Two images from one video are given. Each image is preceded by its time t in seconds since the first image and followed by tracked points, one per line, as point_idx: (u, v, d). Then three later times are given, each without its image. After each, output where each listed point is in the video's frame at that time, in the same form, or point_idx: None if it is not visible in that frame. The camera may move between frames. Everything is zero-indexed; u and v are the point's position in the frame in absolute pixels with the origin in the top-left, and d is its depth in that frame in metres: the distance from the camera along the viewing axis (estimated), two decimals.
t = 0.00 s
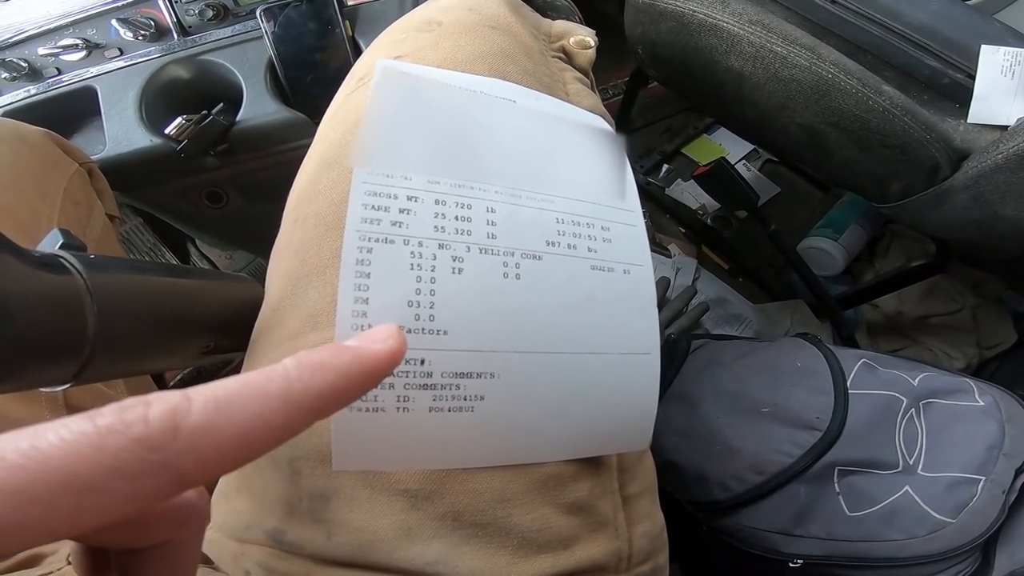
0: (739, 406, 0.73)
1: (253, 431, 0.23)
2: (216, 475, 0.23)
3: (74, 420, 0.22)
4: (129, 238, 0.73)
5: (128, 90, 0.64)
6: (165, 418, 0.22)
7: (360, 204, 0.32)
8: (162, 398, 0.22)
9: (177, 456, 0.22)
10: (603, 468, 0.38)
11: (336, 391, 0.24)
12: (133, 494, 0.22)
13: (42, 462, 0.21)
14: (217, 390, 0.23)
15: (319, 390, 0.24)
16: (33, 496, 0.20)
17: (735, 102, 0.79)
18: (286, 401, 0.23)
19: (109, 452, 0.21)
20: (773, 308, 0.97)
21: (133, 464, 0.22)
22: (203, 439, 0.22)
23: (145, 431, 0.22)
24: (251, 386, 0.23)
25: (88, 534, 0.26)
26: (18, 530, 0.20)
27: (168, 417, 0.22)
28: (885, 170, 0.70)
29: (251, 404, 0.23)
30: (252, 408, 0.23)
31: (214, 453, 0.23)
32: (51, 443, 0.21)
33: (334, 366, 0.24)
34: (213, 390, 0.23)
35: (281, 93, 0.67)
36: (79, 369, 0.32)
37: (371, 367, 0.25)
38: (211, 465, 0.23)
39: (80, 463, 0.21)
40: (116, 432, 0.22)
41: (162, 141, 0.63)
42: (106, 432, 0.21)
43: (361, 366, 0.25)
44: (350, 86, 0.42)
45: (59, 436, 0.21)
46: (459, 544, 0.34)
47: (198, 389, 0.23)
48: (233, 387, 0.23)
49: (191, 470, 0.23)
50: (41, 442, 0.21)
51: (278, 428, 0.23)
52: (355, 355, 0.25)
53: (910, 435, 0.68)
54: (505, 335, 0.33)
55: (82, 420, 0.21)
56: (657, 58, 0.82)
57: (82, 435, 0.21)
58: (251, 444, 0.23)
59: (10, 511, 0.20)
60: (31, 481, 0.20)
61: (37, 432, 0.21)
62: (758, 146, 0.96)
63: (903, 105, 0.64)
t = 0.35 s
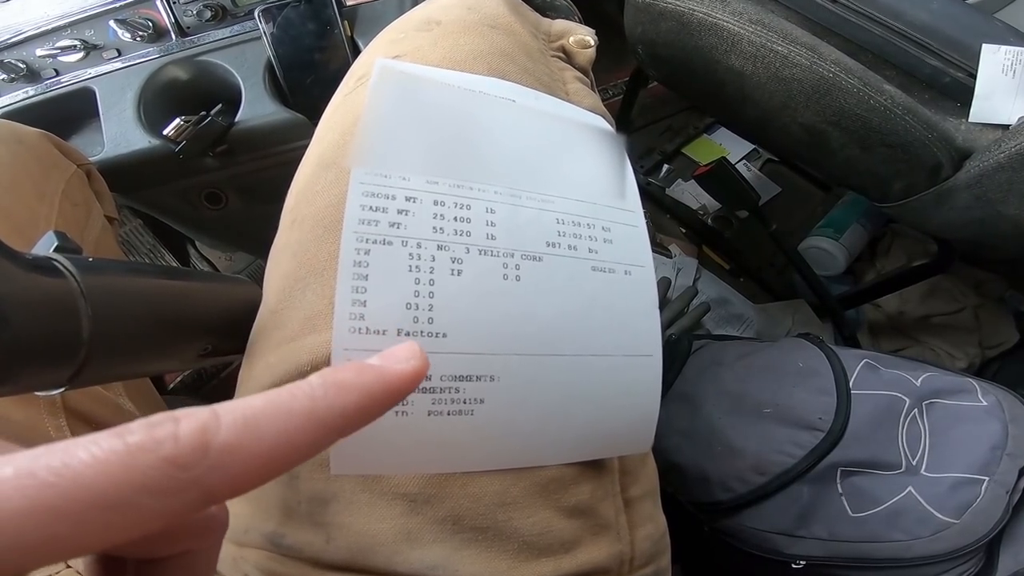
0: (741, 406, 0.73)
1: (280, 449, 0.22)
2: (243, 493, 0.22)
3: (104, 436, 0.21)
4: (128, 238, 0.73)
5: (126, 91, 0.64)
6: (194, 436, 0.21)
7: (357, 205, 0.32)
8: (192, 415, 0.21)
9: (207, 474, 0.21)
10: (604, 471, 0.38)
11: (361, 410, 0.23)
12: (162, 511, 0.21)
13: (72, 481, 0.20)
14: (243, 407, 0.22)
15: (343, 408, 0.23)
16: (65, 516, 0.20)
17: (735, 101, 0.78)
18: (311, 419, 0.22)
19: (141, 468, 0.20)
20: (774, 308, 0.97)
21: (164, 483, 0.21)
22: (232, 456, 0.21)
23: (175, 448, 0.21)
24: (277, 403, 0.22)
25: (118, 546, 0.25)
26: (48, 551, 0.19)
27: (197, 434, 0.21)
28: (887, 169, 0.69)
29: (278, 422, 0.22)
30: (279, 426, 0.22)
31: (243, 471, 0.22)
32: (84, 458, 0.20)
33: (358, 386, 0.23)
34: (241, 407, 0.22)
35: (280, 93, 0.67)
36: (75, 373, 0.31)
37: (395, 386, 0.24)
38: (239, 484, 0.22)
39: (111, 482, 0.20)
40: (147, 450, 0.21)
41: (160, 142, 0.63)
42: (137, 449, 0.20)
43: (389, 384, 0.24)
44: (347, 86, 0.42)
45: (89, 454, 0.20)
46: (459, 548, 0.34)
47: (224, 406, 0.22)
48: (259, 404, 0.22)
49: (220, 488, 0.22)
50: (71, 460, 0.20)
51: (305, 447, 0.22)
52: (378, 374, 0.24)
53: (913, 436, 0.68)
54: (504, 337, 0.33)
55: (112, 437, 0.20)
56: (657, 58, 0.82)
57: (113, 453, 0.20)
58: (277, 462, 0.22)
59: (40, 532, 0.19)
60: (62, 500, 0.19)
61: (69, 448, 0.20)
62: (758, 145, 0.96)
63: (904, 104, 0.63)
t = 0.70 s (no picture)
0: (732, 411, 0.73)
1: (348, 414, 0.21)
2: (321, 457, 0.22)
3: (190, 414, 0.20)
4: (122, 248, 0.74)
5: (114, 101, 0.64)
6: (271, 411, 0.20)
7: (326, 227, 0.32)
8: (264, 388, 0.20)
9: (288, 446, 0.21)
10: (581, 484, 0.38)
11: (412, 370, 0.22)
12: (251, 485, 0.20)
13: (168, 463, 0.19)
14: (309, 376, 0.21)
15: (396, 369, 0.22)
16: (170, 496, 0.19)
17: (725, 105, 0.78)
18: (369, 382, 0.21)
19: (228, 446, 0.20)
20: (769, 310, 0.98)
21: (253, 457, 0.20)
22: (306, 426, 0.21)
23: (259, 422, 0.20)
24: (338, 368, 0.21)
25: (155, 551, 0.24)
26: (154, 533, 0.19)
27: (273, 407, 0.20)
28: (877, 172, 0.69)
29: (343, 388, 0.21)
30: (344, 392, 0.21)
31: (317, 439, 0.21)
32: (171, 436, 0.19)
33: (406, 345, 0.22)
34: (307, 376, 0.21)
35: (267, 101, 0.67)
36: (52, 393, 0.31)
37: (436, 343, 0.22)
38: (319, 450, 0.21)
39: (207, 459, 0.19)
40: (231, 427, 0.20)
41: (148, 152, 0.63)
42: (224, 426, 0.20)
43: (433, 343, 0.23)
44: (325, 102, 0.42)
45: (181, 433, 0.19)
46: (434, 563, 0.34)
47: (291, 378, 0.21)
48: (322, 372, 0.21)
49: (299, 457, 0.21)
50: (164, 441, 0.19)
51: (371, 410, 0.22)
52: (421, 332, 0.22)
53: (904, 440, 0.67)
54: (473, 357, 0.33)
55: (196, 416, 0.20)
56: (648, 61, 0.82)
57: (200, 431, 0.20)
58: (346, 426, 0.21)
59: (148, 514, 0.19)
60: (163, 481, 0.19)
61: (159, 428, 0.19)
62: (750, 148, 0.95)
63: (891, 106, 0.63)
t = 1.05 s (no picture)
0: (722, 418, 0.73)
1: (316, 469, 0.20)
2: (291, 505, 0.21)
3: (153, 470, 0.19)
4: (111, 260, 0.74)
5: (96, 116, 0.64)
6: (232, 467, 0.19)
7: (288, 262, 0.32)
8: (227, 444, 0.20)
9: (253, 499, 0.20)
10: (556, 504, 0.38)
11: (383, 419, 0.20)
12: (219, 535, 0.20)
13: (130, 521, 0.18)
14: (273, 430, 0.20)
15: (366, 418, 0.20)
16: (133, 552, 0.19)
17: (711, 110, 0.78)
18: (337, 435, 0.20)
19: (191, 503, 0.19)
20: (761, 313, 0.97)
21: (217, 512, 0.19)
22: (272, 480, 0.20)
23: (219, 480, 0.19)
24: (303, 422, 0.20)
25: None
26: None
27: (236, 463, 0.19)
28: (864, 177, 0.69)
29: (310, 443, 0.20)
30: (310, 447, 0.20)
31: (285, 492, 0.20)
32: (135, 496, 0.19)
33: (375, 393, 0.20)
34: (272, 430, 0.20)
35: (248, 114, 0.67)
36: (26, 425, 0.31)
37: (409, 389, 0.21)
38: (287, 501, 0.20)
39: (167, 517, 0.19)
40: (193, 485, 0.19)
41: (131, 168, 0.63)
42: (184, 483, 0.19)
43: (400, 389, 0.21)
44: (295, 125, 0.42)
45: (143, 490, 0.19)
46: None
47: (255, 432, 0.20)
48: (285, 425, 0.20)
49: (266, 509, 0.20)
50: (126, 497, 0.19)
51: (341, 462, 0.20)
52: (391, 377, 0.20)
53: (895, 446, 0.67)
54: (440, 387, 0.33)
55: (157, 472, 0.19)
56: (634, 67, 0.82)
57: (162, 489, 0.19)
58: (315, 480, 0.20)
59: (115, 569, 0.19)
60: (125, 538, 0.18)
61: (122, 485, 0.19)
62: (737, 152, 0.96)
63: (876, 108, 0.63)
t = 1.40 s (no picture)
0: (728, 411, 0.72)
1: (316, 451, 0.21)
2: (294, 494, 0.21)
3: (153, 467, 0.20)
4: (103, 261, 0.74)
5: (86, 111, 0.62)
6: (233, 457, 0.20)
7: (293, 251, 0.31)
8: (223, 436, 0.20)
9: (256, 489, 0.20)
10: (572, 501, 0.37)
11: (380, 398, 0.22)
12: (225, 530, 0.20)
13: (135, 519, 0.19)
14: (270, 418, 0.21)
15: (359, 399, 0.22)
16: (139, 553, 0.19)
17: (711, 101, 0.77)
18: (334, 416, 0.21)
19: (194, 496, 0.19)
20: (761, 305, 0.96)
21: (220, 507, 0.20)
22: (273, 468, 0.21)
23: (220, 471, 0.20)
24: (299, 407, 0.21)
25: None
26: None
27: (235, 454, 0.20)
28: (866, 167, 0.68)
29: (307, 426, 0.21)
30: (309, 430, 0.21)
31: (287, 478, 0.21)
32: (138, 493, 0.19)
33: (370, 372, 0.22)
34: (269, 418, 0.21)
35: (243, 110, 0.66)
36: (18, 425, 0.30)
37: (405, 364, 0.22)
38: (287, 492, 0.21)
39: (171, 512, 0.19)
40: (195, 477, 0.20)
41: (123, 165, 0.61)
42: (185, 476, 0.19)
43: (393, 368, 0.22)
44: (296, 112, 0.40)
45: (145, 487, 0.19)
46: None
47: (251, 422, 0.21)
48: (281, 413, 0.21)
49: (270, 498, 0.21)
50: (129, 496, 0.19)
51: (340, 443, 0.21)
52: (384, 356, 0.22)
53: (902, 437, 0.66)
54: (453, 381, 0.32)
55: (158, 468, 0.19)
56: (632, 59, 0.81)
57: (164, 484, 0.19)
58: (316, 462, 0.21)
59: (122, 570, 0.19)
60: (130, 537, 0.19)
61: (122, 485, 0.19)
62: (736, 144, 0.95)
63: (878, 100, 0.62)
